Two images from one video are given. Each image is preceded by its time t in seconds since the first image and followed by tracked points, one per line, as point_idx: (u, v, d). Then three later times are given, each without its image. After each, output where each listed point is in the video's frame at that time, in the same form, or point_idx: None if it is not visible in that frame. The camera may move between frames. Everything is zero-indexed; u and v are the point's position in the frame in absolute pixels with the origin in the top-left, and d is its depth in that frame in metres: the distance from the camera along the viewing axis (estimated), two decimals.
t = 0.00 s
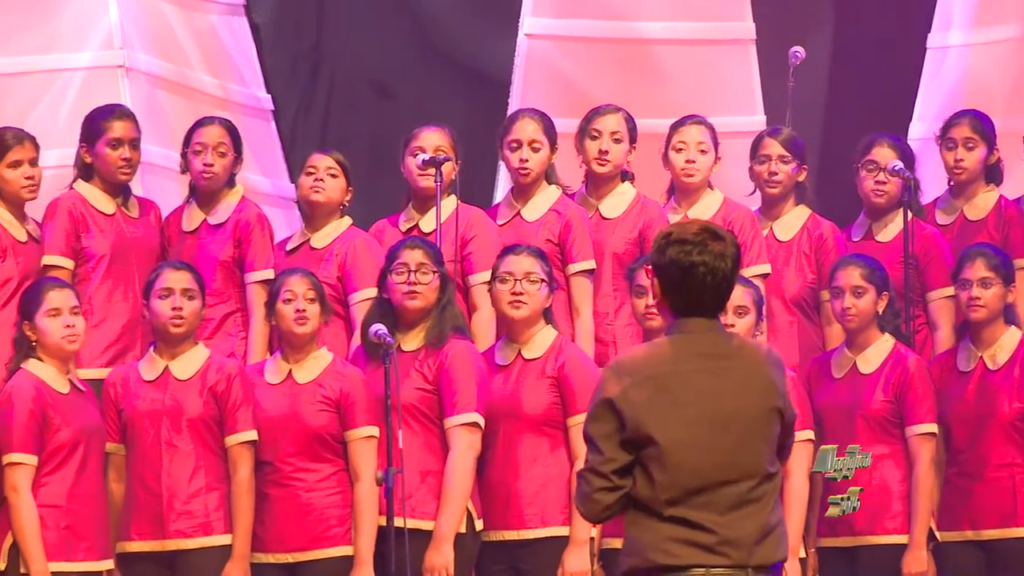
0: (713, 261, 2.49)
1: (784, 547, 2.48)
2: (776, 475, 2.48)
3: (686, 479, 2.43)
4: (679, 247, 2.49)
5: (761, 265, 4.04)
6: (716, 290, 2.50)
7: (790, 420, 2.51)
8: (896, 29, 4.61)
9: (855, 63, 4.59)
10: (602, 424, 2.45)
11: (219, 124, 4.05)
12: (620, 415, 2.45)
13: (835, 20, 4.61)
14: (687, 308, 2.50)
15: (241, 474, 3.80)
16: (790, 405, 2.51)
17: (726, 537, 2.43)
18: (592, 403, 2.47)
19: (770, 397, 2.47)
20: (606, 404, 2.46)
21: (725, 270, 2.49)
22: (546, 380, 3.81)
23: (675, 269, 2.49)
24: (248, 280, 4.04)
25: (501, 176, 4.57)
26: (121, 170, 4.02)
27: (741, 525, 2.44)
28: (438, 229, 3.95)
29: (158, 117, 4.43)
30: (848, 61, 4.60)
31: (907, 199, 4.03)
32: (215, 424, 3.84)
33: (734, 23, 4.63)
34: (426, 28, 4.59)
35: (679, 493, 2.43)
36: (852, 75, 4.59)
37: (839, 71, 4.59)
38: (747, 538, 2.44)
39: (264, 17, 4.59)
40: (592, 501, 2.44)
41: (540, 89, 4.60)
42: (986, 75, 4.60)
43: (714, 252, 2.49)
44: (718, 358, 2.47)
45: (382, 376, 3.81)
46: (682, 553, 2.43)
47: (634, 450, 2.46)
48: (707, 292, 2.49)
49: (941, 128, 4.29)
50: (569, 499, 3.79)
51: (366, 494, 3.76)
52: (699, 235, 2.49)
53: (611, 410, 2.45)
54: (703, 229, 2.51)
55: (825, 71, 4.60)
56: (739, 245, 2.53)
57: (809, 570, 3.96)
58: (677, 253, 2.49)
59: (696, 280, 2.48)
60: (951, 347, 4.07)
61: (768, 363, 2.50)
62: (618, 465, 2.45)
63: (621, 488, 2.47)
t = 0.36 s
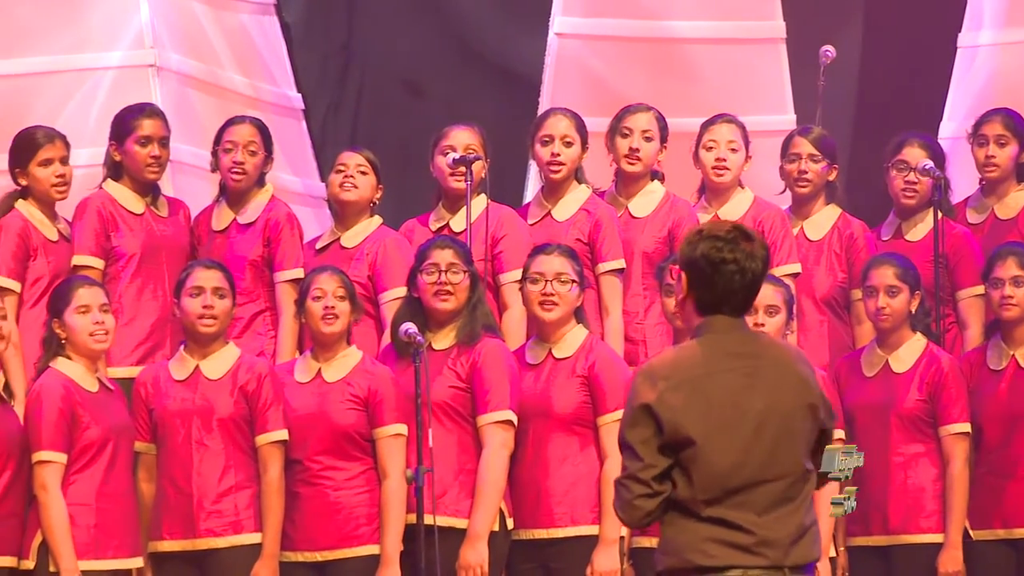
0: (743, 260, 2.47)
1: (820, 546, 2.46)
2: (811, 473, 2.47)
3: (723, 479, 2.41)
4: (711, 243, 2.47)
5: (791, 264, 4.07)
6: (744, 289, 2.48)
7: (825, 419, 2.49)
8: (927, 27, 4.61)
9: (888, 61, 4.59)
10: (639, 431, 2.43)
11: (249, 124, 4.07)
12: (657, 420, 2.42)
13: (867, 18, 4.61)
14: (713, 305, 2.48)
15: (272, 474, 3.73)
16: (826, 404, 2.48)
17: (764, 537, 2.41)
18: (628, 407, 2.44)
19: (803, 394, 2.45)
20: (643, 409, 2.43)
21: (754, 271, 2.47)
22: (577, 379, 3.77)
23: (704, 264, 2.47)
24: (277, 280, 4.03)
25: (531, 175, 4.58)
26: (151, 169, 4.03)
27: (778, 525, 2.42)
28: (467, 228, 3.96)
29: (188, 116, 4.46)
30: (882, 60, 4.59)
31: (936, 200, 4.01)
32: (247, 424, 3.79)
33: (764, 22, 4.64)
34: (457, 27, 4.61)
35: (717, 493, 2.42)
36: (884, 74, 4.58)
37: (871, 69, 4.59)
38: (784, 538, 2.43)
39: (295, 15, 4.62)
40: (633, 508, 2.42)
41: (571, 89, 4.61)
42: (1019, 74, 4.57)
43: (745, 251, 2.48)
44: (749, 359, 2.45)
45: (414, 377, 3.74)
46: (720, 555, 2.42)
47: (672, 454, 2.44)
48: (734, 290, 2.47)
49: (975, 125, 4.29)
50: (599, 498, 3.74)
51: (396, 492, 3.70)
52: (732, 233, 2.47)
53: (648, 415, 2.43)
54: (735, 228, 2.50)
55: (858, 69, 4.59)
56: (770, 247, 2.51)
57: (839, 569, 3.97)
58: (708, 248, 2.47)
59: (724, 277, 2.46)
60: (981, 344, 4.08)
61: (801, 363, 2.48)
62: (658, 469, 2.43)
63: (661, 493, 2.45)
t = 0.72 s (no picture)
0: (760, 262, 2.46)
1: (843, 547, 2.45)
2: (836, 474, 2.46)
3: (743, 480, 2.40)
4: (729, 245, 2.47)
5: (812, 264, 4.07)
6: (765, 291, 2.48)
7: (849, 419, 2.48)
8: (946, 27, 4.61)
9: (908, 61, 4.60)
10: (657, 431, 2.43)
11: (269, 124, 4.06)
12: (675, 419, 2.42)
13: (886, 18, 4.63)
14: (731, 307, 2.48)
15: (293, 474, 3.68)
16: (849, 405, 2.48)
17: (785, 538, 2.41)
18: (647, 408, 2.45)
19: (823, 393, 2.45)
20: (660, 408, 2.44)
21: (772, 272, 2.46)
22: (597, 379, 3.72)
23: (721, 267, 2.47)
24: (296, 280, 4.03)
25: (552, 174, 4.56)
26: (171, 170, 4.03)
27: (799, 526, 2.42)
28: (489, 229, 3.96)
29: (209, 115, 4.48)
30: (900, 60, 4.60)
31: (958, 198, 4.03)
32: (268, 426, 3.74)
33: (784, 22, 4.65)
34: (477, 26, 4.62)
35: (738, 493, 2.41)
36: (903, 73, 4.59)
37: (891, 69, 4.60)
38: (805, 540, 2.42)
39: (316, 16, 4.63)
40: (653, 506, 2.42)
41: (592, 88, 4.61)
42: None
43: (763, 253, 2.47)
44: (773, 358, 2.45)
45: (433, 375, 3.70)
46: (740, 555, 2.41)
47: (692, 453, 2.44)
48: (753, 292, 2.46)
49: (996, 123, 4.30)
50: (620, 498, 3.69)
51: (415, 491, 3.65)
52: (748, 235, 2.46)
53: (665, 415, 2.43)
54: (754, 229, 2.49)
55: (876, 69, 4.61)
56: (791, 247, 2.50)
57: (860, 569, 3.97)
58: (725, 251, 2.47)
59: (741, 280, 2.46)
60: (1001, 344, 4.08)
61: (824, 363, 2.47)
62: (678, 468, 2.42)
63: (681, 493, 2.44)
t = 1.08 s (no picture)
0: (768, 260, 2.46)
1: (847, 549, 2.45)
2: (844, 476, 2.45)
3: (749, 479, 2.40)
4: (735, 248, 2.47)
5: (819, 264, 4.11)
6: (777, 289, 2.47)
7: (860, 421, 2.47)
8: (953, 28, 4.63)
9: (915, 63, 4.61)
10: (665, 426, 2.43)
11: (276, 124, 4.08)
12: (684, 414, 2.43)
13: (893, 19, 4.63)
14: (746, 309, 2.48)
15: (300, 475, 3.68)
16: (859, 407, 2.47)
17: (789, 538, 2.41)
18: (657, 403, 2.45)
19: (835, 397, 2.45)
20: (670, 403, 2.45)
21: (782, 269, 2.45)
22: (603, 380, 3.72)
23: (731, 270, 2.47)
24: (302, 280, 4.03)
25: (559, 175, 4.57)
26: (178, 171, 4.03)
27: (804, 527, 2.42)
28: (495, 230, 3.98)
29: (217, 116, 4.49)
30: (907, 61, 4.61)
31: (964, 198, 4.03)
32: (276, 427, 3.75)
33: (789, 22, 4.67)
34: (484, 26, 4.62)
35: (744, 492, 2.41)
36: (909, 74, 4.60)
37: (898, 70, 4.61)
38: (809, 541, 2.42)
39: (322, 16, 4.63)
40: (657, 500, 2.42)
41: (599, 89, 4.61)
42: None
43: (771, 251, 2.46)
44: (783, 359, 2.45)
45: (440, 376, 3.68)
46: (744, 554, 2.41)
47: (699, 449, 2.44)
48: (765, 291, 2.46)
49: (1002, 125, 4.33)
50: (627, 498, 3.69)
51: (421, 493, 3.65)
52: (754, 236, 2.46)
53: (674, 410, 2.44)
54: (760, 228, 2.48)
55: (883, 71, 4.61)
56: (798, 241, 2.49)
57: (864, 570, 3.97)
58: (733, 254, 2.47)
59: (752, 281, 2.46)
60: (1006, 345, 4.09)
61: (835, 365, 2.47)
62: (683, 463, 2.43)
63: (685, 488, 2.44)
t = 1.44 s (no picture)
0: (783, 262, 2.44)
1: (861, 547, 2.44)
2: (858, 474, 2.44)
3: (762, 476, 2.40)
4: (749, 250, 2.46)
5: (830, 265, 4.14)
6: (791, 290, 2.46)
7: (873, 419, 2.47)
8: (963, 28, 4.63)
9: (925, 61, 4.61)
10: (678, 422, 2.43)
11: (286, 124, 4.07)
12: (695, 411, 2.42)
13: (902, 19, 4.64)
14: (760, 309, 2.47)
15: (309, 475, 3.69)
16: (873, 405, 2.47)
17: (802, 536, 2.40)
18: (669, 399, 2.44)
19: (850, 396, 2.44)
20: (681, 399, 2.44)
21: (796, 271, 2.44)
22: (613, 379, 3.71)
23: (746, 271, 2.46)
24: (312, 280, 4.03)
25: (568, 175, 4.58)
26: (188, 170, 4.03)
27: (817, 525, 2.41)
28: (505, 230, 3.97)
29: (225, 116, 4.49)
30: (917, 61, 4.61)
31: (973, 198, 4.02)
32: (284, 426, 3.75)
33: (800, 22, 4.66)
34: (493, 26, 4.62)
35: (757, 490, 2.40)
36: (920, 74, 4.60)
37: (908, 70, 4.61)
38: (822, 539, 2.41)
39: (332, 16, 4.63)
40: (669, 496, 2.42)
41: (608, 88, 4.62)
42: None
43: (785, 253, 2.45)
44: (796, 357, 2.44)
45: (450, 378, 3.67)
46: (758, 552, 2.40)
47: (711, 445, 2.43)
48: (779, 292, 2.45)
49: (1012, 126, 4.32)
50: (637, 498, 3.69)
51: (431, 493, 3.64)
52: (769, 237, 2.45)
53: (685, 405, 2.43)
54: (775, 229, 2.47)
55: (893, 71, 4.62)
56: (814, 241, 2.48)
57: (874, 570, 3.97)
58: (747, 255, 2.46)
59: (766, 282, 2.45)
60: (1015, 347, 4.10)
61: (849, 364, 2.47)
62: (696, 459, 2.42)
63: (697, 484, 2.44)
